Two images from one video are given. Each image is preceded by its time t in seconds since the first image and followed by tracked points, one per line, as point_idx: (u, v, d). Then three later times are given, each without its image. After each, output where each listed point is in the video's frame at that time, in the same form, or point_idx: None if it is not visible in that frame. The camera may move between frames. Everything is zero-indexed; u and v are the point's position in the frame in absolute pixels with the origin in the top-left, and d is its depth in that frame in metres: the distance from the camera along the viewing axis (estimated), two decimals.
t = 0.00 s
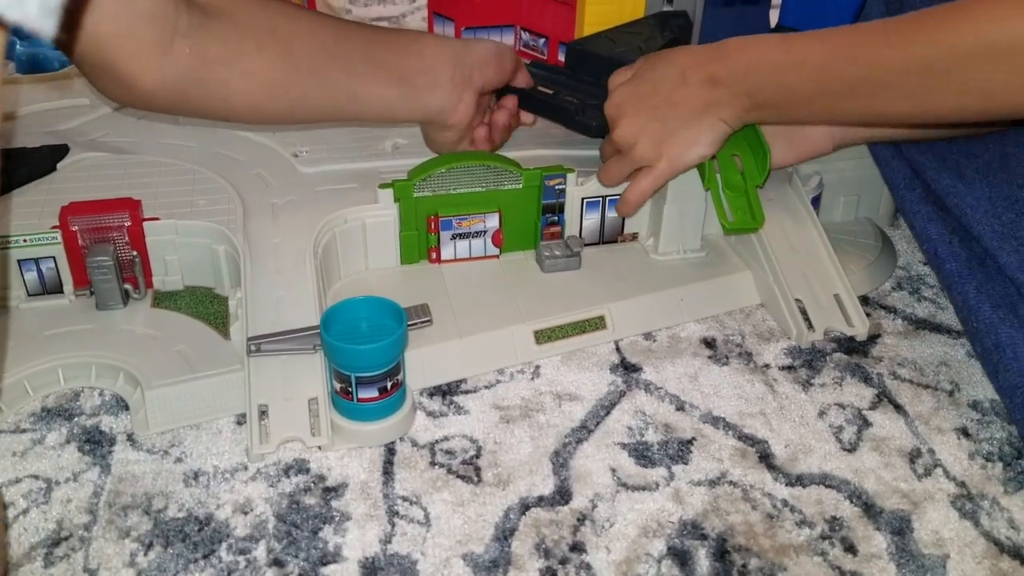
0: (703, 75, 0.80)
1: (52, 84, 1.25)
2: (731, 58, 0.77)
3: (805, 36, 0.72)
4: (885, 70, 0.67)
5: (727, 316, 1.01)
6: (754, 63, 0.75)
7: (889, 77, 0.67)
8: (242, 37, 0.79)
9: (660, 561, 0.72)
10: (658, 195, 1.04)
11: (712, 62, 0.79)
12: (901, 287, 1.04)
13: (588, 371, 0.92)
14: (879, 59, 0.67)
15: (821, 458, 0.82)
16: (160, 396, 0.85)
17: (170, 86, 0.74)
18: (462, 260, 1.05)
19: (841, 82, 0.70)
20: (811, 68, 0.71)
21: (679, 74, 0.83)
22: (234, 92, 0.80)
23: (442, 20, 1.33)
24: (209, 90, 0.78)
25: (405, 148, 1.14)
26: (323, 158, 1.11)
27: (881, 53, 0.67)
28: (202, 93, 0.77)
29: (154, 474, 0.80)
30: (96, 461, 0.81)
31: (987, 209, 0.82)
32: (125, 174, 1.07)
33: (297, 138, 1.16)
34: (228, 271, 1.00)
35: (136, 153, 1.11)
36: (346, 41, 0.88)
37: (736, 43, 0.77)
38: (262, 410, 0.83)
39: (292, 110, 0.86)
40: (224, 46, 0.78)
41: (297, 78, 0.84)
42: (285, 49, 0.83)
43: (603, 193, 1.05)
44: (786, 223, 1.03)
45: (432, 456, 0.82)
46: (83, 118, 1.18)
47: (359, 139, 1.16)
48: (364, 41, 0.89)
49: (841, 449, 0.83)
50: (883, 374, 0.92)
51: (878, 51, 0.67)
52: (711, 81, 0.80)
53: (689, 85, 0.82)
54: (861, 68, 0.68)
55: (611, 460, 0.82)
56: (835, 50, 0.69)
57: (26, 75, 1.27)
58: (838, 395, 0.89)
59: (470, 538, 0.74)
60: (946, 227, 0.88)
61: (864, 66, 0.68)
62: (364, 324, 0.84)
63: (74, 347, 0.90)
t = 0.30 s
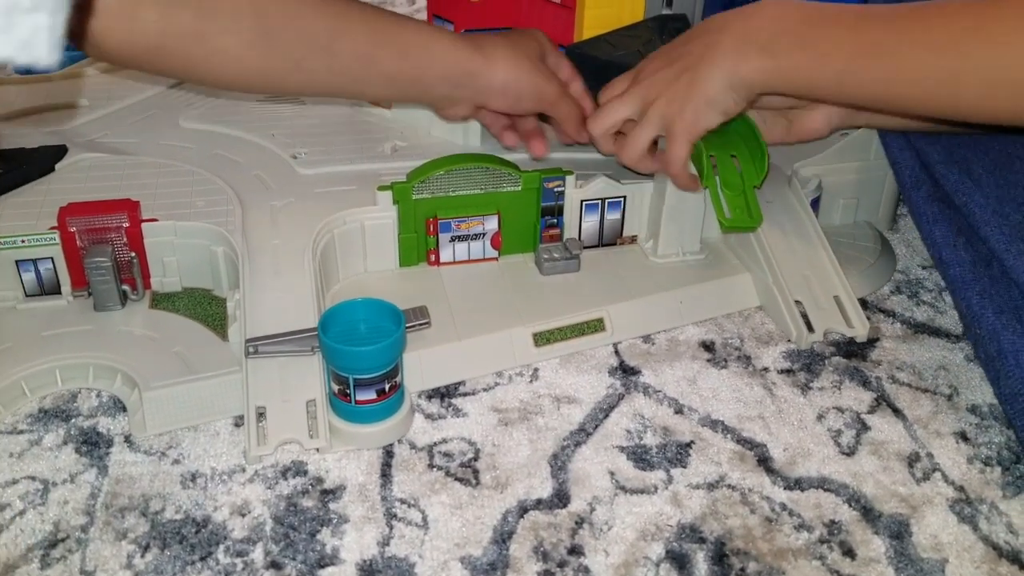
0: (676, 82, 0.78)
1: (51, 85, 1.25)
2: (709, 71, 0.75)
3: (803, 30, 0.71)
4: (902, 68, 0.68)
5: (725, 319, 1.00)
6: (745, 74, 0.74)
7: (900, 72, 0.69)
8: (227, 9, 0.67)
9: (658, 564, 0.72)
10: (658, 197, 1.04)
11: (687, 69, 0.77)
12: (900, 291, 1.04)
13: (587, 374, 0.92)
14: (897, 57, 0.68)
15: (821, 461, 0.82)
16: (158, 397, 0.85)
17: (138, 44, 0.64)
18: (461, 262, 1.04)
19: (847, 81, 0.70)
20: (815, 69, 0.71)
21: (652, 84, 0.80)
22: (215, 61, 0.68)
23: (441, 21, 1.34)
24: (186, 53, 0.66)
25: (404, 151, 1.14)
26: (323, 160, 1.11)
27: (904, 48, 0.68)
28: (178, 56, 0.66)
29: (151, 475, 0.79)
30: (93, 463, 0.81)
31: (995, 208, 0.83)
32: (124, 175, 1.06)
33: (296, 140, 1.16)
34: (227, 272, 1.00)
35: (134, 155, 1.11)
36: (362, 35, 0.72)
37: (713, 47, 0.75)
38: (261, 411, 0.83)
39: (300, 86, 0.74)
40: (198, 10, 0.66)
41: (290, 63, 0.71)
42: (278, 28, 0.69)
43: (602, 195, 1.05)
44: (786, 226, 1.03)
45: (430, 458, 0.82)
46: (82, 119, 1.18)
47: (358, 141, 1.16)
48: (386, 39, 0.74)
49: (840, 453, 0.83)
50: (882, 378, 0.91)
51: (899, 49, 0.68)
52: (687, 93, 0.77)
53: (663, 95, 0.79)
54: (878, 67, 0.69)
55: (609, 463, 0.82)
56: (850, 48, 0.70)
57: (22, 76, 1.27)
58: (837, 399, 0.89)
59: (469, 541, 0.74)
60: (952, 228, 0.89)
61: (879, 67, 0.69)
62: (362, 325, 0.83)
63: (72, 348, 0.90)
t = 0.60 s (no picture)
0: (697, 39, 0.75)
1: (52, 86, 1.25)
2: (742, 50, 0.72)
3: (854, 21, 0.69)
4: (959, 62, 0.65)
5: (726, 323, 1.00)
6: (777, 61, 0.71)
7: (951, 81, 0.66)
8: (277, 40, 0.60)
9: (659, 568, 0.72)
10: (658, 200, 1.03)
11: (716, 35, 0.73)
12: (901, 295, 1.04)
13: (587, 377, 0.92)
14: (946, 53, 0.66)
15: (821, 465, 0.82)
16: (158, 400, 0.85)
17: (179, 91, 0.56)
18: (462, 265, 1.04)
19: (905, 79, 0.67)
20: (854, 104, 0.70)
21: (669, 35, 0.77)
22: (275, 106, 0.60)
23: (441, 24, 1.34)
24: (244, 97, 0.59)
25: (405, 153, 1.14)
26: (323, 162, 1.11)
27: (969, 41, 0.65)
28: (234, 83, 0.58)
29: (151, 478, 0.79)
30: (92, 465, 0.81)
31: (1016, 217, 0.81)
32: (125, 177, 1.06)
33: (296, 141, 1.15)
34: (227, 274, 1.00)
35: (135, 156, 1.11)
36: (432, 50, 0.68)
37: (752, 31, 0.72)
38: (260, 413, 0.83)
39: (368, 121, 0.65)
40: (250, 48, 0.58)
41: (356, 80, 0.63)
42: (331, 45, 0.62)
43: (603, 198, 1.04)
44: (787, 230, 1.04)
45: (430, 461, 0.82)
46: (83, 120, 1.18)
47: (359, 143, 1.16)
48: (466, 58, 0.70)
49: (841, 457, 0.83)
50: (883, 382, 0.91)
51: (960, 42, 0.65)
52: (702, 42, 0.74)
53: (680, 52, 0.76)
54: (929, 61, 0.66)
55: (610, 466, 0.81)
56: (935, 56, 0.56)
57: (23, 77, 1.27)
58: (838, 403, 0.89)
59: (469, 544, 0.73)
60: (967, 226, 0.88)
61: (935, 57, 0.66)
62: (363, 327, 0.83)
63: (72, 350, 0.90)
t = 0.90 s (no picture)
0: (756, 110, 0.71)
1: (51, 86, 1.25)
2: (803, 102, 0.69)
3: (913, 69, 0.68)
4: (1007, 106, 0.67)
5: (724, 324, 1.00)
6: (842, 113, 0.69)
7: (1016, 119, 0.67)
8: (262, 69, 0.56)
9: (656, 571, 0.72)
10: (656, 201, 1.03)
11: (776, 98, 0.70)
12: (898, 297, 1.03)
13: (585, 379, 0.92)
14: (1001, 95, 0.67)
15: (819, 468, 0.82)
16: (156, 401, 0.85)
17: (156, 117, 0.53)
18: (460, 267, 1.04)
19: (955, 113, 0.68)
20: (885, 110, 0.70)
21: (722, 93, 0.73)
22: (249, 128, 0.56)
23: (441, 26, 1.33)
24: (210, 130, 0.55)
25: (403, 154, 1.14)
26: (322, 164, 1.11)
27: None
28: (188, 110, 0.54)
29: (148, 480, 0.79)
30: (90, 466, 0.81)
31: None
32: (123, 178, 1.06)
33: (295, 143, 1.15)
34: (226, 275, 1.00)
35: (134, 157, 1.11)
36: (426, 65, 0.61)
37: (814, 82, 0.69)
38: (258, 415, 0.83)
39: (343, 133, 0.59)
40: (221, 73, 0.54)
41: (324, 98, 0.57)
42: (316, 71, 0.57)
43: (601, 200, 1.05)
44: (785, 233, 1.04)
45: (428, 463, 0.82)
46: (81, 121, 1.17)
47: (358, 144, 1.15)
48: (442, 56, 0.62)
49: (839, 459, 0.83)
50: (880, 385, 0.91)
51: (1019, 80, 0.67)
52: (762, 112, 0.71)
53: (740, 122, 0.72)
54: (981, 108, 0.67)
55: (607, 468, 0.81)
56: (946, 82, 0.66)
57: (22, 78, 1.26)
58: (836, 405, 0.89)
59: (466, 546, 0.73)
60: (995, 227, 0.93)
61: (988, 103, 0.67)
62: (361, 329, 0.83)
63: (70, 351, 0.90)
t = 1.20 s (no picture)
0: (717, 139, 0.67)
1: (54, 89, 1.25)
2: (762, 128, 0.65)
3: (873, 88, 0.63)
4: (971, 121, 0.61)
5: (724, 328, 1.01)
6: (802, 137, 0.64)
7: None
8: None
9: (656, 573, 0.72)
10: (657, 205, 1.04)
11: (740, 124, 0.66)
12: (897, 301, 1.04)
13: (586, 382, 0.92)
14: (966, 110, 0.61)
15: (818, 471, 0.83)
16: (160, 403, 0.85)
17: None
18: (461, 270, 1.05)
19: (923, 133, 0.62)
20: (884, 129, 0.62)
21: (684, 126, 0.69)
22: None
23: (442, 30, 1.34)
24: None
25: (405, 158, 1.14)
26: (324, 167, 1.11)
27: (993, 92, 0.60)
28: None
29: (152, 481, 0.80)
30: (94, 467, 0.81)
31: (1015, 215, 0.86)
32: (126, 182, 1.07)
33: (297, 146, 1.16)
34: (229, 278, 1.00)
35: (138, 160, 1.11)
36: None
37: (769, 104, 0.65)
38: (261, 416, 0.83)
39: None
40: None
41: None
42: None
43: (603, 204, 1.05)
44: (785, 237, 1.04)
45: (430, 465, 0.82)
46: (84, 123, 1.18)
47: (360, 147, 1.16)
48: None
49: (837, 462, 0.83)
50: (879, 389, 0.92)
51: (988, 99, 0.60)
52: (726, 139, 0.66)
53: (701, 153, 0.68)
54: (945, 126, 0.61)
55: (607, 471, 0.82)
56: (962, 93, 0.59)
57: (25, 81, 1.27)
58: (834, 409, 0.89)
59: (467, 548, 0.74)
60: (974, 238, 0.91)
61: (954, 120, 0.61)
62: (363, 331, 0.84)
63: (74, 353, 0.91)
